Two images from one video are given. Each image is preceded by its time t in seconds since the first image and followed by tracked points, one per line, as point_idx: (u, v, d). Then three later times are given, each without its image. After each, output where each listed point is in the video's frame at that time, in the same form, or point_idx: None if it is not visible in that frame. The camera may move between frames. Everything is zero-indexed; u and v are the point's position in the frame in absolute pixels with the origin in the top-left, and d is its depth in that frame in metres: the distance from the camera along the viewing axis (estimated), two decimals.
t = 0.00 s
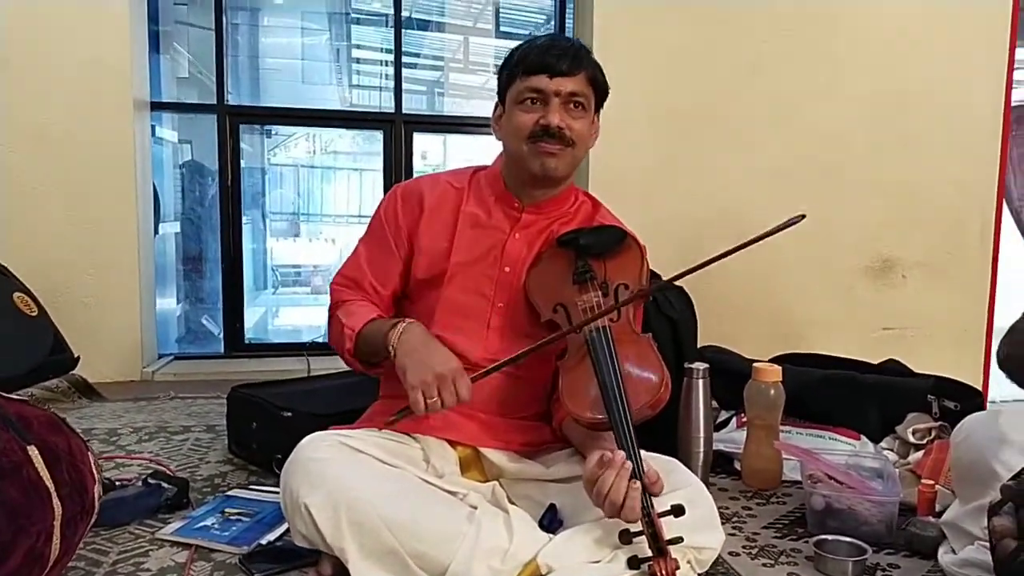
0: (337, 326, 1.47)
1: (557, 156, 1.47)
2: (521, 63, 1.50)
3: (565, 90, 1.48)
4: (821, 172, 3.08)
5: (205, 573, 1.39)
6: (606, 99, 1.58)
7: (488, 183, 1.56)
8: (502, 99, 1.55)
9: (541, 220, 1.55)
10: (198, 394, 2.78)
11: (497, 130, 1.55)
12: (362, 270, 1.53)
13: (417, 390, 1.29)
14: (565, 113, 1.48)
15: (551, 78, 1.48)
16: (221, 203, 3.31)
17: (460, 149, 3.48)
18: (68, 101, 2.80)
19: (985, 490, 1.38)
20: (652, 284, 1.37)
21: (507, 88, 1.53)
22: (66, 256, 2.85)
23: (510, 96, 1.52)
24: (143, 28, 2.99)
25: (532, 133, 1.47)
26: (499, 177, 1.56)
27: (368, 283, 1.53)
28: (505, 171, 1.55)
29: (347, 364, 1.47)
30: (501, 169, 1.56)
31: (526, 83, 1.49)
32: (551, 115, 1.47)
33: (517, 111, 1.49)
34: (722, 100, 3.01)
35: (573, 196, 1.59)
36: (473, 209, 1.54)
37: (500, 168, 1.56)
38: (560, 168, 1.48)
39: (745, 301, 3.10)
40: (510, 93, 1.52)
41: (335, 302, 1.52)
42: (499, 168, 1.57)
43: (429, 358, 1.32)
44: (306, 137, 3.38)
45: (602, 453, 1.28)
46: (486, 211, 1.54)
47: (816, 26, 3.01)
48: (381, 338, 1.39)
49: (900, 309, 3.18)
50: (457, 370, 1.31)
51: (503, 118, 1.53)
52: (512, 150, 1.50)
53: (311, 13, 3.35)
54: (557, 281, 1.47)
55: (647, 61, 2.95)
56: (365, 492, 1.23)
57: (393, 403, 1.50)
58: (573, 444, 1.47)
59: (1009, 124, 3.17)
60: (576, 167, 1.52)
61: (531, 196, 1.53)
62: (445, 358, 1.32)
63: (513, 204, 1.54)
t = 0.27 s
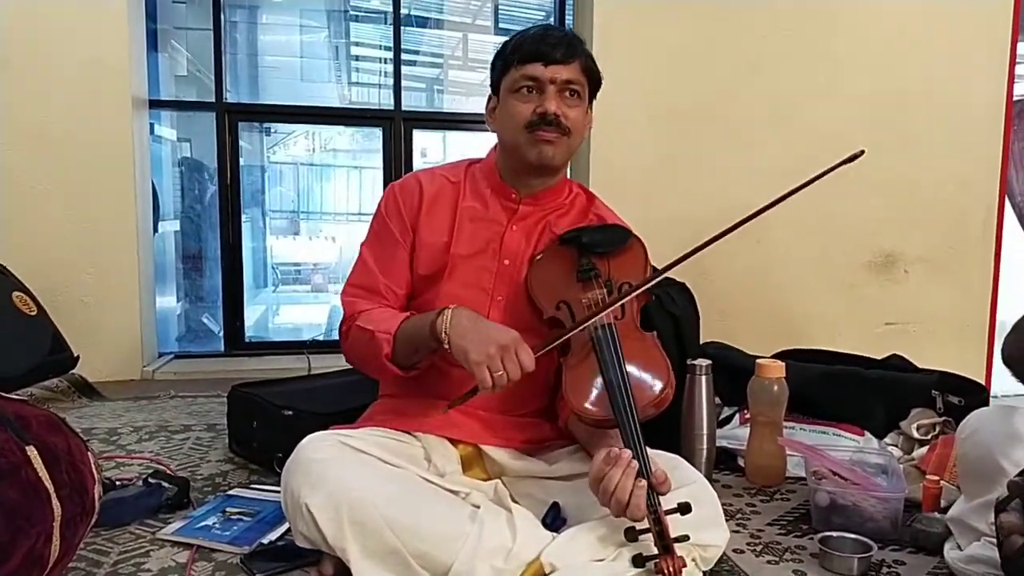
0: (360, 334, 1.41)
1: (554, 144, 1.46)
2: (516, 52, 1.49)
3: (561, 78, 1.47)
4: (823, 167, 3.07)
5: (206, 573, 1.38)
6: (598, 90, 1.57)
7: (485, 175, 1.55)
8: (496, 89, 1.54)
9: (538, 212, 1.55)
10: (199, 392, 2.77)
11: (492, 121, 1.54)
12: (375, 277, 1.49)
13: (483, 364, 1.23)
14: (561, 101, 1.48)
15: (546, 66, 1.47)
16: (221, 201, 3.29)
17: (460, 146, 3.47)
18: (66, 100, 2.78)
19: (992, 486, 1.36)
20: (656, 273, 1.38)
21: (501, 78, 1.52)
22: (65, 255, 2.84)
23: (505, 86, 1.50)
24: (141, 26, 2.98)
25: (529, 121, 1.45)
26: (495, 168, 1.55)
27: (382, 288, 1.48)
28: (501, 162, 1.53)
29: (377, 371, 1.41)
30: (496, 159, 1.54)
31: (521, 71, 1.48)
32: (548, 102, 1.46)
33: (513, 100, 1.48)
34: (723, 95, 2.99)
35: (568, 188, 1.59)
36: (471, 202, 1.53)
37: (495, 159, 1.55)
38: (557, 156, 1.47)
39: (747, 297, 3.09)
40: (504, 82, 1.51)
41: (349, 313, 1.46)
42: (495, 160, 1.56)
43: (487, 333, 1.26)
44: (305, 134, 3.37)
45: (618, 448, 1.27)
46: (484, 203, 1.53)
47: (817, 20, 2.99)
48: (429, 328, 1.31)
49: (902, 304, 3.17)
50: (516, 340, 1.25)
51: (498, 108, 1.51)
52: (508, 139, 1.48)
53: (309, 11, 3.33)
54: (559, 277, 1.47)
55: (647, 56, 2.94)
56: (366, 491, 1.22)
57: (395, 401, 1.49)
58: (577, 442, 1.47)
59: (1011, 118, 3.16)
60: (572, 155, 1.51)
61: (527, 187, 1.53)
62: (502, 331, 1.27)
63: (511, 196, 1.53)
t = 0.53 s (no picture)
0: (344, 329, 1.40)
1: (559, 147, 1.45)
2: (523, 53, 1.48)
3: (567, 79, 1.46)
4: (826, 168, 3.06)
5: None
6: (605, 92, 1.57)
7: (487, 177, 1.54)
8: (502, 89, 1.53)
9: (541, 215, 1.54)
10: (199, 394, 2.76)
11: (498, 122, 1.53)
12: (364, 273, 1.48)
13: (458, 382, 1.22)
14: (567, 102, 1.46)
15: (553, 67, 1.46)
16: (221, 201, 3.28)
17: (461, 147, 3.46)
18: (66, 100, 2.78)
19: (997, 489, 1.35)
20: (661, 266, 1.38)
21: (507, 78, 1.51)
22: (65, 256, 2.83)
23: (511, 86, 1.49)
24: (141, 26, 2.97)
25: (536, 124, 1.44)
26: (498, 170, 1.53)
27: (371, 284, 1.47)
28: (505, 164, 1.52)
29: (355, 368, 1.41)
30: (500, 161, 1.53)
31: (528, 72, 1.47)
32: (554, 104, 1.44)
33: (519, 101, 1.47)
34: (725, 96, 2.98)
35: (571, 192, 1.58)
36: (472, 204, 1.52)
37: (498, 161, 1.54)
38: (562, 159, 1.46)
39: (749, 298, 3.08)
40: (510, 82, 1.50)
41: (337, 308, 1.45)
42: (498, 161, 1.54)
43: (464, 350, 1.26)
44: (305, 135, 3.36)
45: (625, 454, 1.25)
46: (486, 205, 1.52)
47: (820, 20, 2.98)
48: (408, 336, 1.32)
49: (904, 305, 3.16)
50: (494, 359, 1.25)
51: (504, 109, 1.50)
52: (513, 140, 1.47)
53: (309, 11, 3.33)
54: (562, 279, 1.46)
55: (649, 56, 2.93)
56: (367, 494, 1.21)
57: (394, 403, 1.48)
58: (580, 445, 1.45)
59: (1014, 119, 3.14)
60: (577, 158, 1.50)
61: (531, 189, 1.52)
62: (480, 349, 1.26)
63: (513, 198, 1.52)
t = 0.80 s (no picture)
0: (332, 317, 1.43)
1: (560, 148, 1.44)
2: (528, 49, 1.47)
3: (573, 79, 1.45)
4: (824, 162, 3.05)
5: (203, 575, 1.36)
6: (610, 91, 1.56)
7: (488, 173, 1.53)
8: (505, 85, 1.52)
9: (542, 211, 1.53)
10: (196, 391, 2.75)
11: (500, 119, 1.52)
12: (356, 262, 1.50)
13: (424, 384, 1.24)
14: (571, 102, 1.45)
15: (558, 66, 1.45)
16: (217, 198, 3.27)
17: (458, 143, 3.45)
18: (60, 96, 2.76)
19: (998, 482, 1.34)
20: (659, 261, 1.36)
21: (512, 75, 1.49)
22: (60, 254, 2.81)
23: (515, 83, 1.48)
24: (135, 22, 2.95)
25: (537, 124, 1.44)
26: (500, 165, 1.52)
27: (362, 274, 1.49)
28: (506, 160, 1.51)
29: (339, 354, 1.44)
30: (501, 157, 1.52)
31: (533, 70, 1.45)
32: (558, 105, 1.44)
33: (523, 99, 1.46)
34: (723, 90, 2.97)
35: (573, 188, 1.57)
36: (472, 200, 1.51)
37: (500, 157, 1.53)
38: (563, 160, 1.45)
39: (747, 292, 3.07)
40: (515, 79, 1.48)
41: (329, 294, 1.48)
42: (499, 157, 1.53)
43: (433, 352, 1.28)
44: (301, 131, 3.35)
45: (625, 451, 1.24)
46: (486, 201, 1.51)
47: (818, 13, 2.97)
48: (381, 334, 1.35)
49: (902, 299, 3.15)
50: (462, 362, 1.27)
51: (507, 106, 1.49)
52: (515, 138, 1.46)
53: (304, 7, 3.31)
54: (561, 273, 1.45)
55: (646, 51, 2.92)
56: (366, 491, 1.20)
57: (391, 399, 1.47)
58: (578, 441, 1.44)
59: (1012, 112, 3.14)
60: (578, 159, 1.49)
61: (532, 185, 1.50)
62: (449, 352, 1.29)
63: (514, 194, 1.51)
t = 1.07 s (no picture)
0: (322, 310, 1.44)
1: (564, 154, 1.44)
2: (534, 53, 1.46)
3: (578, 85, 1.44)
4: (819, 165, 3.05)
5: None
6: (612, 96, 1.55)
7: (488, 174, 1.52)
8: (509, 87, 1.51)
9: (542, 214, 1.52)
10: (190, 393, 2.74)
11: (503, 121, 1.51)
12: (351, 258, 1.50)
13: (400, 388, 1.24)
14: (576, 108, 1.45)
15: (564, 72, 1.44)
16: (211, 199, 3.25)
17: (452, 144, 3.44)
18: (53, 96, 2.74)
19: (994, 486, 1.34)
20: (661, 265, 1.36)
21: (516, 78, 1.48)
22: (52, 255, 2.79)
23: (520, 87, 1.47)
24: (129, 22, 2.93)
25: (543, 129, 1.43)
26: (500, 167, 1.51)
27: (356, 271, 1.49)
28: (507, 163, 1.50)
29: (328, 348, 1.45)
30: (502, 159, 1.51)
31: (539, 75, 1.45)
32: (564, 110, 1.43)
33: (528, 103, 1.45)
34: (718, 92, 2.97)
35: (573, 191, 1.57)
36: (472, 201, 1.50)
37: (500, 159, 1.52)
38: (567, 166, 1.45)
39: (742, 295, 3.08)
40: (519, 83, 1.47)
41: (323, 288, 1.49)
42: (499, 159, 1.53)
43: (411, 358, 1.28)
44: (295, 132, 3.34)
45: (622, 451, 1.24)
46: (486, 203, 1.50)
47: (813, 16, 2.98)
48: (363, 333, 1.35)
49: (897, 302, 3.16)
50: (440, 369, 1.26)
51: (511, 110, 1.48)
52: (519, 142, 1.45)
53: (299, 8, 3.30)
54: (560, 276, 1.44)
55: (642, 53, 2.92)
56: (361, 495, 1.19)
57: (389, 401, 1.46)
58: (573, 444, 1.44)
59: (1005, 116, 3.15)
60: (581, 165, 1.49)
61: (532, 188, 1.50)
62: (427, 357, 1.28)
63: (514, 197, 1.50)
